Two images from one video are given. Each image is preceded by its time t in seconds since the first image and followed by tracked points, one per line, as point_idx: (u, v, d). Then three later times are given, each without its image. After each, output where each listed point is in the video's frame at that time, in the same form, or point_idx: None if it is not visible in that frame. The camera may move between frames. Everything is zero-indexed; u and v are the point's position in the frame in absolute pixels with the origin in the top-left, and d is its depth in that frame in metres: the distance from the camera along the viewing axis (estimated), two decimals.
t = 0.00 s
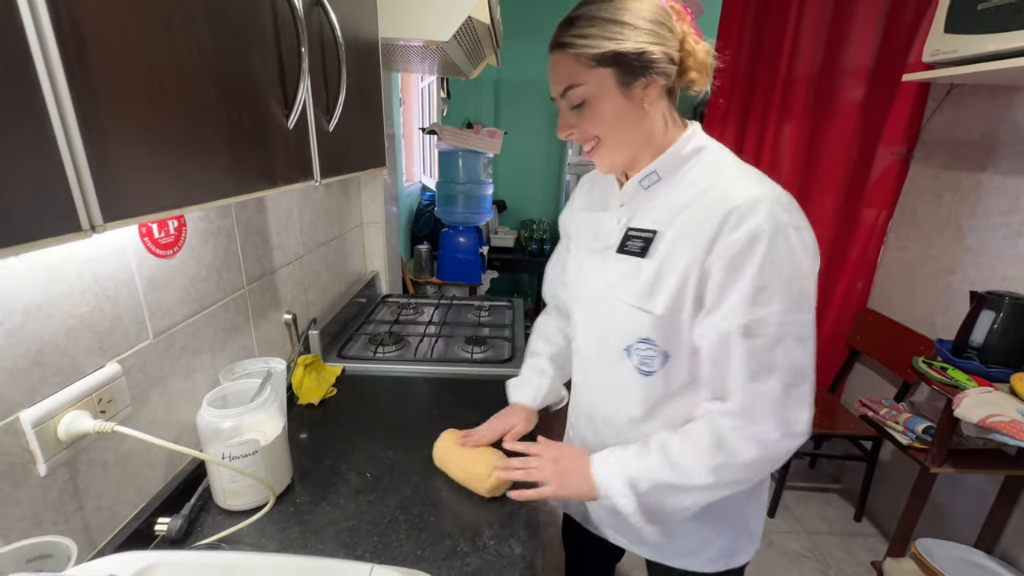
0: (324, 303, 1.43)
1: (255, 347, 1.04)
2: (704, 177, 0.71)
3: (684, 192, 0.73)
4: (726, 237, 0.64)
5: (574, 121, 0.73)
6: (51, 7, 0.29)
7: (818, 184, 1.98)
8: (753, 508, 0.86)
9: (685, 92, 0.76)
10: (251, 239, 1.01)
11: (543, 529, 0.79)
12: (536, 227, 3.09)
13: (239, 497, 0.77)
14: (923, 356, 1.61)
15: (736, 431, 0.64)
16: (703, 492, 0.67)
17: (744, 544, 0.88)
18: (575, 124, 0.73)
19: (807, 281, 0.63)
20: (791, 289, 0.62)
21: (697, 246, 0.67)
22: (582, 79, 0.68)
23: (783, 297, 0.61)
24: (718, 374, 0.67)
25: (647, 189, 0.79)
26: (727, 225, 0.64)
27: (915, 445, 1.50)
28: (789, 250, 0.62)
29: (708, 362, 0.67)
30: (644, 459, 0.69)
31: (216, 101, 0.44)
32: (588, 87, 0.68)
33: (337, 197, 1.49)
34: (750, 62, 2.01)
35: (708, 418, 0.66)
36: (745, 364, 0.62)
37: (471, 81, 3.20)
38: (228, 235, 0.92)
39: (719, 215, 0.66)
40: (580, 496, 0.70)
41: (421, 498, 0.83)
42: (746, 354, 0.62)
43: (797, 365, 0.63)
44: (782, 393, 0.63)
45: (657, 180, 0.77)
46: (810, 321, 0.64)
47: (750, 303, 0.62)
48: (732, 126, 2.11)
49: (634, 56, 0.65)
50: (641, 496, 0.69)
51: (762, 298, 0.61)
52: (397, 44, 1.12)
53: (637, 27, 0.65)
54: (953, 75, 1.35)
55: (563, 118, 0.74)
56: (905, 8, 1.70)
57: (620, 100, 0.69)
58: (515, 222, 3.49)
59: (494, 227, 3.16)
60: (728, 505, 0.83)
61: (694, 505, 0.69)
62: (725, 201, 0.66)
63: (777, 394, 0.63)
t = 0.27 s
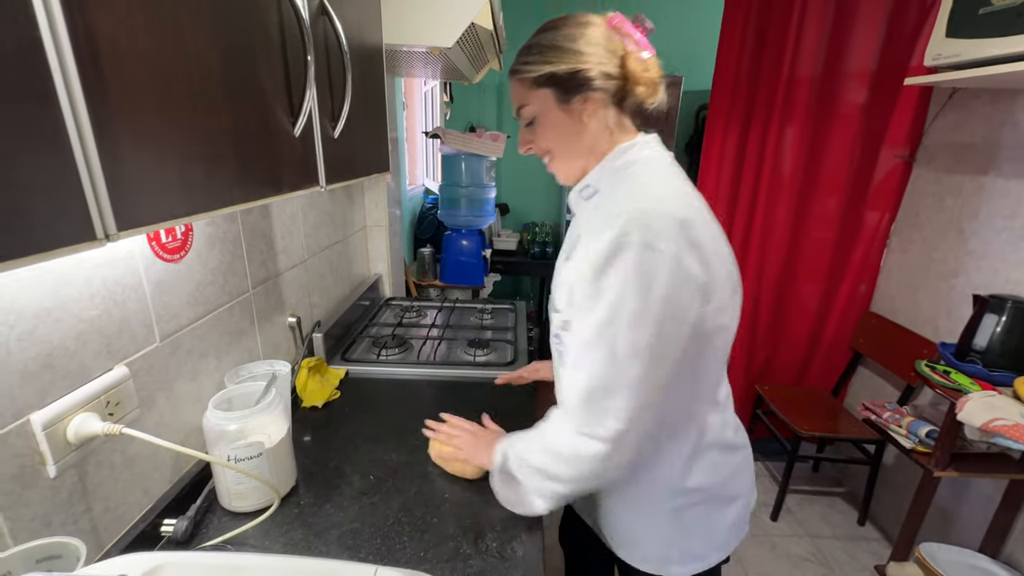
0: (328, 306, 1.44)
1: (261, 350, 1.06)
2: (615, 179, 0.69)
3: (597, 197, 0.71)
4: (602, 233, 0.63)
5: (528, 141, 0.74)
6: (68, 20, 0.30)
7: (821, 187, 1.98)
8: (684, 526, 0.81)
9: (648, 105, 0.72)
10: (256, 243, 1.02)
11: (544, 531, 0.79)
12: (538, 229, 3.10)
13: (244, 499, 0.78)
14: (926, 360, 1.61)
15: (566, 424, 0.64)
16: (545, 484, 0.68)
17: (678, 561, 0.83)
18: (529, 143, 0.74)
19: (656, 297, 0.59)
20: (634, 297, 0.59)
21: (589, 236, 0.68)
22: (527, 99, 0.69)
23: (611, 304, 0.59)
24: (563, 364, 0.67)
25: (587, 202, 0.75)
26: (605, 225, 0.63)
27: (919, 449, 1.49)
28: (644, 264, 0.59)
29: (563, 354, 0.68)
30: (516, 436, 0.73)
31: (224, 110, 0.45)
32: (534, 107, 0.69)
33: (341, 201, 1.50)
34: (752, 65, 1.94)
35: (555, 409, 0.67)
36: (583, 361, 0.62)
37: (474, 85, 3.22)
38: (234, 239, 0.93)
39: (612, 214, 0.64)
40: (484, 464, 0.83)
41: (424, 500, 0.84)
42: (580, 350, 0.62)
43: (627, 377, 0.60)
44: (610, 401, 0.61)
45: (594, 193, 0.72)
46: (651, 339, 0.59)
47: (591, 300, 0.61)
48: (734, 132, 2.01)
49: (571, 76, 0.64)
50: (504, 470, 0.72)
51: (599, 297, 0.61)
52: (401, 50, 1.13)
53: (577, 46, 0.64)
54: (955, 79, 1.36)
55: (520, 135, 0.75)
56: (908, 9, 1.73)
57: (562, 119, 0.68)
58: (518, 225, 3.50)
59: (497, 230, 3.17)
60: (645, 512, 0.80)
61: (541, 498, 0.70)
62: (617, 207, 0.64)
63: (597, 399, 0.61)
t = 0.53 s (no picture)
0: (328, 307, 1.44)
1: (261, 351, 1.06)
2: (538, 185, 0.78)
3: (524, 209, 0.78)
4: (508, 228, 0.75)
5: (472, 161, 0.83)
6: (73, 19, 0.30)
7: (822, 188, 1.98)
8: (646, 520, 0.80)
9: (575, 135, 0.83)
10: (257, 244, 1.02)
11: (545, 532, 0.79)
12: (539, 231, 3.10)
13: (244, 500, 0.77)
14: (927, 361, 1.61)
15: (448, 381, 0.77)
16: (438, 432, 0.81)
17: (658, 557, 0.82)
18: (473, 163, 0.83)
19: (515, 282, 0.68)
20: (501, 281, 0.69)
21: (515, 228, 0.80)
22: (471, 124, 0.78)
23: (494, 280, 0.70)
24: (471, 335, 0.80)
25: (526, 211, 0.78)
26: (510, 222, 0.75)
27: (920, 450, 1.49)
28: (513, 253, 0.69)
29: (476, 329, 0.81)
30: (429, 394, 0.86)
31: (227, 113, 0.45)
32: (477, 131, 0.78)
33: (342, 202, 1.50)
34: (752, 68, 1.93)
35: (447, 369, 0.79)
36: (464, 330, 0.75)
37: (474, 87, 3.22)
38: (235, 240, 0.94)
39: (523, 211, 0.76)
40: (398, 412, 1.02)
41: (425, 501, 0.84)
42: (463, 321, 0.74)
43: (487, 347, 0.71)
44: (476, 363, 0.72)
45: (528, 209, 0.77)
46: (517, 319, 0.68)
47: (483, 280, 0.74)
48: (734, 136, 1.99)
49: (509, 108, 0.73)
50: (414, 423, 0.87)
51: (493, 279, 0.71)
52: (402, 52, 1.14)
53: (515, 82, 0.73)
54: (954, 81, 1.36)
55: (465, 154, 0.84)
56: (908, 10, 1.75)
57: (503, 144, 0.78)
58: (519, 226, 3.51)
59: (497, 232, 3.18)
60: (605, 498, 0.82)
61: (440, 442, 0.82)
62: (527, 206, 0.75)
63: (469, 360, 0.73)
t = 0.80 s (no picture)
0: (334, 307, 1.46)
1: (269, 351, 1.07)
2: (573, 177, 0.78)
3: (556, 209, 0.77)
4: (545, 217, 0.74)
5: (511, 152, 0.80)
6: (104, 27, 0.31)
7: (825, 190, 1.99)
8: (695, 514, 0.79)
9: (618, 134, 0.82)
10: (265, 244, 1.03)
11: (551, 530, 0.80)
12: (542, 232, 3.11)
13: (254, 496, 0.79)
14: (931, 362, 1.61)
15: (473, 369, 0.76)
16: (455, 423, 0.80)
17: (708, 552, 0.82)
18: (512, 154, 0.81)
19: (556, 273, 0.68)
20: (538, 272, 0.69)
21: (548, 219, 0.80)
22: (514, 115, 0.76)
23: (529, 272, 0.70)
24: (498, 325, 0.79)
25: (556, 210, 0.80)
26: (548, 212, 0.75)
27: (924, 451, 1.49)
28: (556, 243, 0.69)
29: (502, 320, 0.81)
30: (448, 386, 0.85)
31: (243, 115, 0.46)
32: (519, 123, 0.76)
33: (348, 203, 1.52)
34: (755, 68, 1.96)
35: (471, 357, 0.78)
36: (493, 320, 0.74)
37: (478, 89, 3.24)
38: (244, 241, 0.95)
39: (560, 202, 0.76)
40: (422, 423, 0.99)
41: (431, 499, 0.85)
42: (490, 312, 0.73)
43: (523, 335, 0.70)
44: (506, 352, 0.72)
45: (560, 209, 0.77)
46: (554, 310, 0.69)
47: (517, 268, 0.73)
48: (737, 134, 2.01)
49: (557, 102, 0.71)
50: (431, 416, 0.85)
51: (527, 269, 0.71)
52: (409, 55, 1.15)
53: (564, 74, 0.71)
54: (958, 82, 1.36)
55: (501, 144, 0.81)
56: (910, 11, 1.74)
57: (547, 138, 0.76)
58: (522, 228, 3.52)
59: (500, 233, 3.19)
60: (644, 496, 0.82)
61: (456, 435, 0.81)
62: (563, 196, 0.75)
63: (500, 349, 0.72)
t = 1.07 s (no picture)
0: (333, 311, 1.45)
1: (267, 354, 1.07)
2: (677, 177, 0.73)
3: (655, 189, 0.77)
4: (671, 221, 0.66)
5: (589, 132, 0.76)
6: (105, 29, 0.31)
7: (822, 193, 2.01)
8: (734, 532, 0.82)
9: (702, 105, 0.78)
10: (264, 247, 1.03)
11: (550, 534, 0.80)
12: (540, 235, 3.12)
13: (251, 501, 0.78)
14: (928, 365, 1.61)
15: (607, 414, 0.64)
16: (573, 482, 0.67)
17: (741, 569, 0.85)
18: (589, 135, 0.77)
19: (728, 283, 0.64)
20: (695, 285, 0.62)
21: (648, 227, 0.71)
22: (595, 92, 0.71)
23: (683, 287, 0.62)
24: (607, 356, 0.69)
25: (645, 196, 0.80)
26: (669, 214, 0.66)
27: (922, 454, 1.49)
28: (720, 249, 0.63)
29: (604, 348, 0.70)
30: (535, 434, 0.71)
31: (245, 119, 0.46)
32: (601, 100, 0.71)
33: (346, 207, 1.52)
34: (754, 73, 2.02)
35: (594, 398, 0.66)
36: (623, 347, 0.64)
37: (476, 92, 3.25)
38: (242, 244, 0.95)
39: (674, 204, 0.68)
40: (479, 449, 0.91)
41: (430, 504, 0.84)
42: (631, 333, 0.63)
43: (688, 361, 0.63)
44: (665, 386, 0.63)
45: (653, 187, 0.78)
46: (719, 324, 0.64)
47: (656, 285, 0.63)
48: (737, 135, 2.08)
49: (647, 73, 0.67)
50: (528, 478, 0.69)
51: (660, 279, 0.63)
52: (409, 58, 1.15)
53: (651, 44, 0.67)
54: (953, 87, 1.37)
55: (577, 123, 0.77)
56: (906, 16, 1.73)
57: (633, 114, 0.72)
58: (520, 231, 3.52)
59: (499, 236, 3.19)
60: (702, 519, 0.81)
61: (574, 497, 0.68)
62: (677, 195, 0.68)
63: (656, 387, 0.62)
